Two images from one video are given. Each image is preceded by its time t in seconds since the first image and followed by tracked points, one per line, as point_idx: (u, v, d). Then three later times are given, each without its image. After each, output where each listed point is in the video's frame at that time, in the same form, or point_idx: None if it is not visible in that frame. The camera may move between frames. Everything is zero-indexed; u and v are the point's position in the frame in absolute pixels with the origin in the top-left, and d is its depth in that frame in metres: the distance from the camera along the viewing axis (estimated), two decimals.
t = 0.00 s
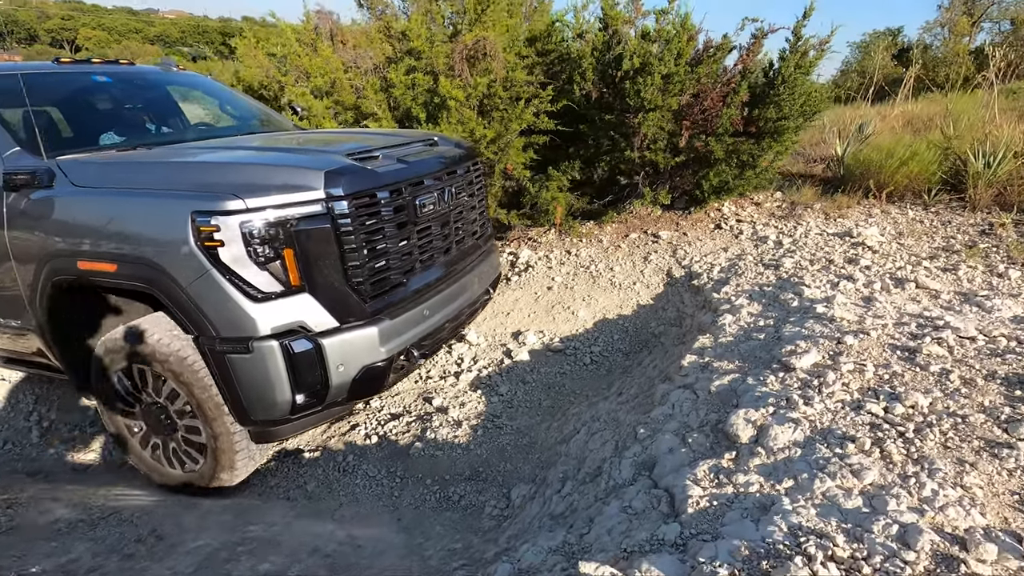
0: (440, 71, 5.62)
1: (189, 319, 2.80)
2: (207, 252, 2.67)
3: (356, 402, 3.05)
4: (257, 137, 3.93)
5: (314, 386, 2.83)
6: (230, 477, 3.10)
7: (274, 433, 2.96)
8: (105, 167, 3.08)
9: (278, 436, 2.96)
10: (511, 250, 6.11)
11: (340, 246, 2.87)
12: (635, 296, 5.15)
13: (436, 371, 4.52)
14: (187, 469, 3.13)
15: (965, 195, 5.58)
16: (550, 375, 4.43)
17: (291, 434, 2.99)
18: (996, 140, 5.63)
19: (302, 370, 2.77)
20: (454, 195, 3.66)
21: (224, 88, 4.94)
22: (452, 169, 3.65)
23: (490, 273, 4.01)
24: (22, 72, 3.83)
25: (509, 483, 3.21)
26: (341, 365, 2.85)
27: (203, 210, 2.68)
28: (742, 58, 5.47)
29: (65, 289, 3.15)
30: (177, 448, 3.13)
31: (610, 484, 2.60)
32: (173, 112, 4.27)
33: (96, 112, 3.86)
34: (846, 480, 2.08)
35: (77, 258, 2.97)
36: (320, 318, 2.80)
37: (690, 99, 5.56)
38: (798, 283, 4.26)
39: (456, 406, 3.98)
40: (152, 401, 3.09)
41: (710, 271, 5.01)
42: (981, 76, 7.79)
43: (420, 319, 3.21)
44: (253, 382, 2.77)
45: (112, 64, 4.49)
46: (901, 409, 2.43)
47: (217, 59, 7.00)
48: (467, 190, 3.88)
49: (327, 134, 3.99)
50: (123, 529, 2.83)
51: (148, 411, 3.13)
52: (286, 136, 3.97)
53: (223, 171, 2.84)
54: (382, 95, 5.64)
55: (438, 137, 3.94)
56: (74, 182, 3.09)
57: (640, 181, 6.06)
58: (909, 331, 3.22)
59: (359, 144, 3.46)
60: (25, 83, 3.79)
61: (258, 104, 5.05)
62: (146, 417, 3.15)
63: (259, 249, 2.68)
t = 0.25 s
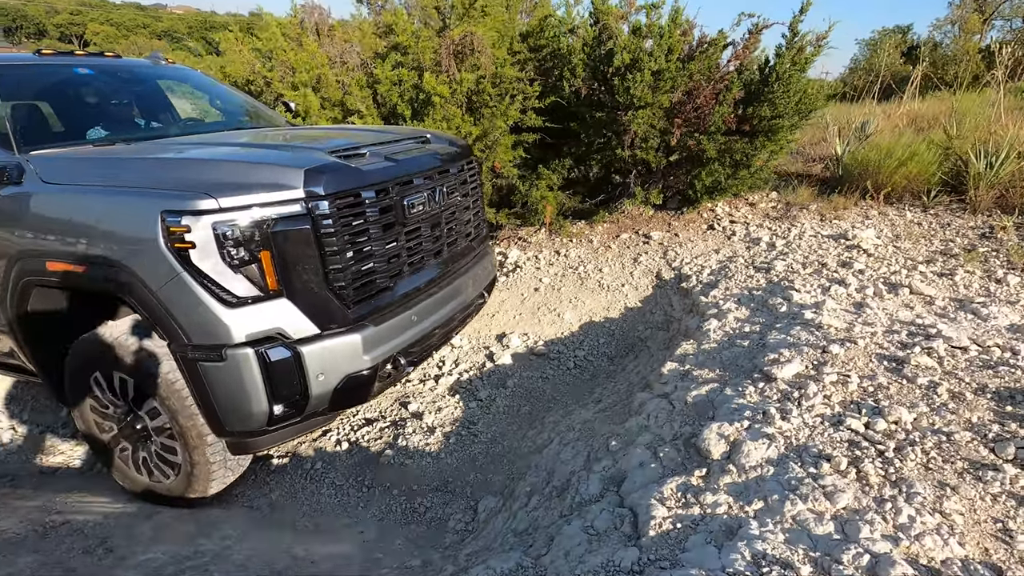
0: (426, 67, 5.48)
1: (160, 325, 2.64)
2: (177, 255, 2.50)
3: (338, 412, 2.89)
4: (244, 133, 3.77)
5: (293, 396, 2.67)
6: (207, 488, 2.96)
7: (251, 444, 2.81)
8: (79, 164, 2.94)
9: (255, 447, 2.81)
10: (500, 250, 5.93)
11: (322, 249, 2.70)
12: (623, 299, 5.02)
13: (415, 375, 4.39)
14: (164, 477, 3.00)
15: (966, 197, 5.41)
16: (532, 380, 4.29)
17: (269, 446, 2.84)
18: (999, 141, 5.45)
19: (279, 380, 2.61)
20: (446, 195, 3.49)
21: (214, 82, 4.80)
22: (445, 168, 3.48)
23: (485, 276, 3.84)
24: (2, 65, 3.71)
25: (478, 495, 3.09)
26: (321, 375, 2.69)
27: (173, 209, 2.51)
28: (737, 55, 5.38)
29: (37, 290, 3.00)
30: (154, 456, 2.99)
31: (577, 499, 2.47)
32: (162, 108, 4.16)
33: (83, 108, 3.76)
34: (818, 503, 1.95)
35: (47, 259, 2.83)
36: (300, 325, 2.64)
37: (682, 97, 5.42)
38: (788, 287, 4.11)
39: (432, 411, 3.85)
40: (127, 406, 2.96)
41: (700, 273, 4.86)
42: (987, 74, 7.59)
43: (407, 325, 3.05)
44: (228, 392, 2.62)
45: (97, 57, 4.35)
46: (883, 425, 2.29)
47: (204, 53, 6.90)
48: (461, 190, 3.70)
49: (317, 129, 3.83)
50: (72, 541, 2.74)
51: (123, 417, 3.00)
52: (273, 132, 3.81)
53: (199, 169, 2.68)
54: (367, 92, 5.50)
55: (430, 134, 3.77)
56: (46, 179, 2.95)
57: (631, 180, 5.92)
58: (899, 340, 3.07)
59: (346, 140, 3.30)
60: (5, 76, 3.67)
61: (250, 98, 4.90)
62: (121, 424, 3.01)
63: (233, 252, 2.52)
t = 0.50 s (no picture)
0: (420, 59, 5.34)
1: (144, 327, 2.49)
2: (162, 252, 2.37)
3: (334, 419, 2.74)
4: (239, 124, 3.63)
5: (286, 404, 2.52)
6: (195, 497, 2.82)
7: (243, 454, 2.66)
8: (61, 155, 2.80)
9: (247, 456, 2.67)
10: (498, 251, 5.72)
11: (317, 247, 2.54)
12: (622, 299, 4.87)
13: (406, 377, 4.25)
14: (151, 488, 2.84)
15: (977, 195, 5.24)
16: (526, 383, 4.14)
17: (262, 455, 2.68)
18: (1011, 138, 5.28)
19: (271, 386, 2.46)
20: (450, 190, 3.31)
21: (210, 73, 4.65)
22: (448, 162, 3.31)
23: (490, 275, 3.67)
24: None
25: (466, 505, 2.96)
26: (316, 381, 2.54)
27: (156, 203, 2.37)
28: (741, 49, 5.23)
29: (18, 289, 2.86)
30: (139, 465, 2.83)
31: (568, 513, 2.33)
32: (156, 99, 4.01)
33: (75, 100, 3.62)
34: (824, 523, 1.81)
35: (27, 256, 2.70)
36: (293, 327, 2.49)
37: (684, 91, 5.27)
38: (793, 288, 3.96)
39: (422, 416, 3.71)
40: (107, 413, 2.79)
41: (701, 274, 4.71)
42: (998, 71, 7.41)
43: (408, 328, 2.89)
44: (217, 400, 2.47)
45: (88, 46, 4.19)
46: (894, 437, 2.14)
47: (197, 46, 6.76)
48: (466, 186, 3.52)
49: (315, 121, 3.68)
50: (38, 553, 2.62)
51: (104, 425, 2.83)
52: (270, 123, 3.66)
53: (186, 161, 2.54)
54: (361, 88, 5.35)
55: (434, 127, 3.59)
56: (27, 171, 2.82)
57: (631, 178, 5.77)
58: (909, 345, 2.92)
59: (344, 132, 3.14)
60: None
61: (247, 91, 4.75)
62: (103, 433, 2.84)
63: (222, 249, 2.38)
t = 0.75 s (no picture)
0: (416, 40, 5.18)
1: (120, 304, 2.29)
2: (138, 220, 2.15)
3: (325, 405, 2.54)
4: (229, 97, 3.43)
5: (274, 387, 2.32)
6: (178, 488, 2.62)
7: (227, 442, 2.45)
8: (33, 120, 2.59)
9: (231, 445, 2.46)
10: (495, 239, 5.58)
11: (307, 218, 2.34)
12: (624, 288, 4.70)
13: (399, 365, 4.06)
14: (129, 477, 2.67)
15: (993, 182, 5.06)
16: (524, 372, 3.97)
17: (248, 444, 2.48)
18: None
19: (256, 368, 2.26)
20: (451, 165, 3.11)
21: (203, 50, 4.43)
22: (448, 137, 3.11)
23: (493, 258, 3.47)
24: None
25: (456, 497, 2.81)
26: (306, 363, 2.34)
27: (131, 167, 2.16)
28: (749, 30, 5.03)
29: None
30: (119, 453, 2.67)
31: (564, 503, 2.16)
32: (145, 72, 3.79)
33: (58, 78, 3.41)
34: (844, 513, 1.64)
35: None
36: (281, 305, 2.28)
37: (689, 73, 5.09)
38: (803, 274, 3.78)
39: (414, 404, 3.53)
40: (87, 397, 2.62)
41: (706, 261, 4.54)
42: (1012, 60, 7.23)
43: (406, 309, 2.69)
44: (198, 382, 2.25)
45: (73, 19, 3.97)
46: (918, 423, 1.97)
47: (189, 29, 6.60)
48: (468, 163, 3.33)
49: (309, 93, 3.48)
50: None
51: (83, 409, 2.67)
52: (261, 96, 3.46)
53: (165, 123, 2.32)
54: (355, 69, 5.19)
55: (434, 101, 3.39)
56: None
57: (635, 165, 5.60)
58: (928, 329, 2.75)
59: (339, 100, 2.94)
60: None
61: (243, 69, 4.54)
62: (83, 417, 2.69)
63: (203, 218, 2.16)
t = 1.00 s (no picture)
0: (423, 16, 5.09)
1: (111, 267, 2.18)
2: (129, 177, 2.05)
3: (326, 379, 2.42)
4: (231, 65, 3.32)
5: (272, 356, 2.20)
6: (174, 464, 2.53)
7: (224, 416, 2.33)
8: (23, 78, 2.48)
9: (228, 419, 2.34)
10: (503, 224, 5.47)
11: (306, 179, 2.24)
12: (635, 273, 4.57)
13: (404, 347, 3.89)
14: (125, 454, 2.57)
15: (1019, 166, 4.90)
16: (531, 355, 3.86)
17: (245, 417, 2.36)
18: None
19: (254, 336, 2.14)
20: (458, 135, 3.00)
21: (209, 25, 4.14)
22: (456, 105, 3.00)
23: (503, 234, 3.34)
24: None
25: (460, 477, 2.71)
26: (306, 332, 2.22)
27: (123, 121, 2.06)
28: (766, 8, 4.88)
29: None
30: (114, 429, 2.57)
31: (574, 479, 2.04)
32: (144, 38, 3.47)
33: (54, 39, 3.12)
34: (879, 487, 1.53)
35: None
36: (280, 270, 2.17)
37: (703, 52, 4.94)
38: (822, 256, 3.64)
39: (419, 385, 3.41)
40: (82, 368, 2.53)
41: (720, 245, 4.41)
42: None
43: (411, 281, 2.57)
44: (193, 349, 2.13)
45: None
46: (955, 398, 1.85)
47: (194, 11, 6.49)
48: (477, 136, 3.22)
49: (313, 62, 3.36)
50: None
51: (79, 382, 2.58)
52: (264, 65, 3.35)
53: (160, 78, 2.22)
54: (361, 47, 5.07)
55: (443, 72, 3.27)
56: None
57: (647, 150, 5.47)
58: (958, 308, 2.62)
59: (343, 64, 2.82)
60: None
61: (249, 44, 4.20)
62: (78, 390, 2.60)
63: (197, 176, 2.06)
